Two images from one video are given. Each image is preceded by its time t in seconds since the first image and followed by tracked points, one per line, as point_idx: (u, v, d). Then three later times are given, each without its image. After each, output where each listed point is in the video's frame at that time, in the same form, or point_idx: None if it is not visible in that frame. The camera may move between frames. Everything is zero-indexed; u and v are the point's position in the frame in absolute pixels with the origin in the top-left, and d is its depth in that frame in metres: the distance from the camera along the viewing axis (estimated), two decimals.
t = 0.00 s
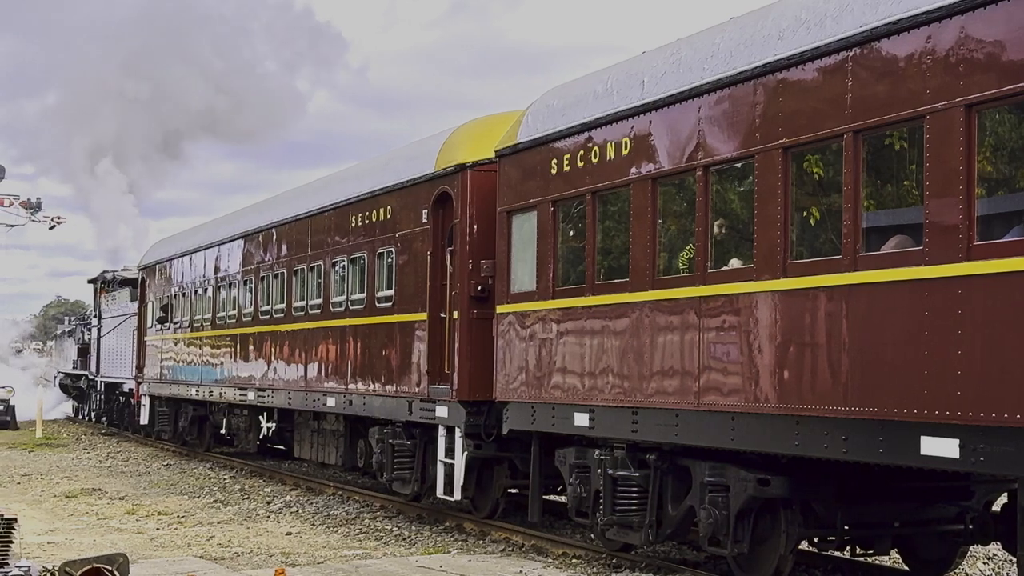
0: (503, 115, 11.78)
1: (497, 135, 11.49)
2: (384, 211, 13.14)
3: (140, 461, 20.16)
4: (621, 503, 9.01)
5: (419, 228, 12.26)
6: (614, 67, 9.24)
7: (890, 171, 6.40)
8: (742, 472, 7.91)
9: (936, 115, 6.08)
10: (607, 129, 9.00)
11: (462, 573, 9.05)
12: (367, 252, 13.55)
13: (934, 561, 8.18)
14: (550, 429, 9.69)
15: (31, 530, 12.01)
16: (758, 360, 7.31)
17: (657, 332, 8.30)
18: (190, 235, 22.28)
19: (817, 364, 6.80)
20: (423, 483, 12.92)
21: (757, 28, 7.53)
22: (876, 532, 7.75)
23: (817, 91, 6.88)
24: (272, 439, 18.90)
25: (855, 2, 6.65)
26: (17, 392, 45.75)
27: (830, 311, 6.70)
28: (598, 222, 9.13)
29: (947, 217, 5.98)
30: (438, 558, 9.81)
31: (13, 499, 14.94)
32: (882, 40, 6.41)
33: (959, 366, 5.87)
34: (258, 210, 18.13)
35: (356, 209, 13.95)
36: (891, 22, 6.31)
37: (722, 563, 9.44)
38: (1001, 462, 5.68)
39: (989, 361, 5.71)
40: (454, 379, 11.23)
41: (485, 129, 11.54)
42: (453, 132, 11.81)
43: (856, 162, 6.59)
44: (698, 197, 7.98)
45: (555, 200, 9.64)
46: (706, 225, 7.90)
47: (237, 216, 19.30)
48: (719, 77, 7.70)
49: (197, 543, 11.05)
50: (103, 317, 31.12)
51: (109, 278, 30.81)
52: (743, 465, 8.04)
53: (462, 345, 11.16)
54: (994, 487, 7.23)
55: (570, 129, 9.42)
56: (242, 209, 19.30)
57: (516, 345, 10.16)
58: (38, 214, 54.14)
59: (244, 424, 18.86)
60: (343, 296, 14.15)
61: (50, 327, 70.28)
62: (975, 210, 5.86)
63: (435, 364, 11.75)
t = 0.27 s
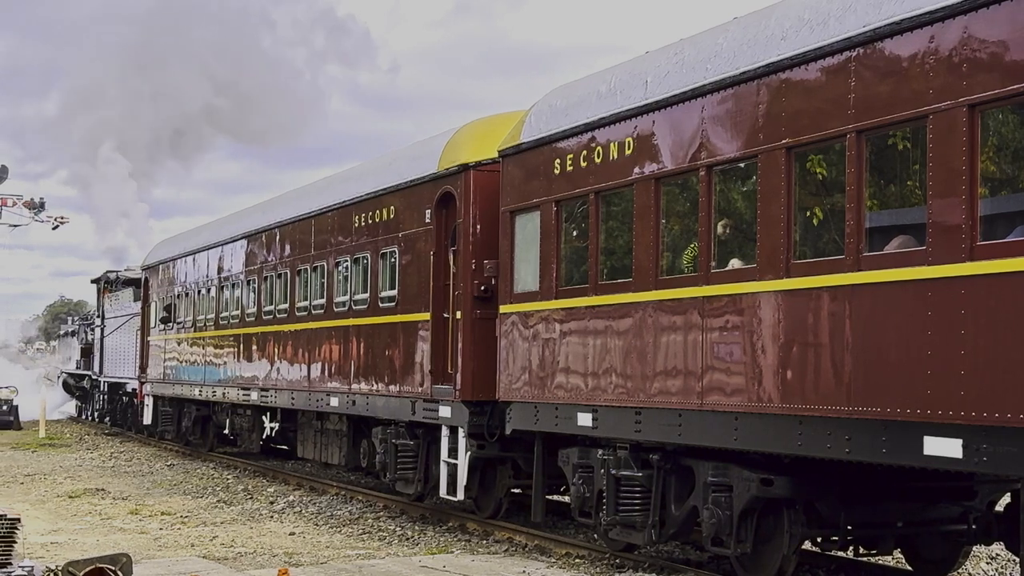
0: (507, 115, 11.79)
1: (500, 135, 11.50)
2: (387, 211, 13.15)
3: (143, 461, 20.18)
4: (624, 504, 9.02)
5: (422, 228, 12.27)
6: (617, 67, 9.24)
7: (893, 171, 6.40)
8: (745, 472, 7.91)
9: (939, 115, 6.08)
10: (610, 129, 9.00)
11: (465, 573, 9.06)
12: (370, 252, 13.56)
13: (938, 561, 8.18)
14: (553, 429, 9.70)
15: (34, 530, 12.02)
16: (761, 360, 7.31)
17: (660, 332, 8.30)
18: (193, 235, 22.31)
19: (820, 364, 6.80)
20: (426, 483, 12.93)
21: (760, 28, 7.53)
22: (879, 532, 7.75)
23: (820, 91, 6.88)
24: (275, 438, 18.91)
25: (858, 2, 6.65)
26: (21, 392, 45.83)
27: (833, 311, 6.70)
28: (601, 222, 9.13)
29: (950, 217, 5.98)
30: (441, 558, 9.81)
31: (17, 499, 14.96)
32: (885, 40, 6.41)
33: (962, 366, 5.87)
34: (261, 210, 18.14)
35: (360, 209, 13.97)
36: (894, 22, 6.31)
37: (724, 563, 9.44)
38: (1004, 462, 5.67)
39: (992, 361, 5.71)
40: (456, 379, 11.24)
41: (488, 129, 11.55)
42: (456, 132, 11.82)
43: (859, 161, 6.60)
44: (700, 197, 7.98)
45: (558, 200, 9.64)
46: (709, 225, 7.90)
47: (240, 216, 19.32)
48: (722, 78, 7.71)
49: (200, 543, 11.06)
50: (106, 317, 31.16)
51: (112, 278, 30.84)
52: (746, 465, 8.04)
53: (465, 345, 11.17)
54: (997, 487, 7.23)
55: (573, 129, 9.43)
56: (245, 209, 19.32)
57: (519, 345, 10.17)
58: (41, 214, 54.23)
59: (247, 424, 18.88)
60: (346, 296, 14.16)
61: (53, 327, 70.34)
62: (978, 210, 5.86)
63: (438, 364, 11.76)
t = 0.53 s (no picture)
0: (510, 115, 11.79)
1: (503, 134, 11.50)
2: (390, 211, 13.16)
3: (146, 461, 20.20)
4: (627, 504, 9.02)
5: (425, 228, 12.27)
6: (620, 67, 9.24)
7: (896, 171, 6.40)
8: (748, 472, 7.91)
9: (942, 115, 6.08)
10: (614, 129, 9.00)
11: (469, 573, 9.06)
12: (373, 252, 13.57)
13: (941, 561, 8.17)
14: (556, 429, 9.70)
15: (37, 530, 12.04)
16: (764, 360, 7.31)
17: (664, 332, 8.30)
18: (197, 235, 22.32)
19: (824, 364, 6.79)
20: (430, 482, 12.94)
21: (763, 28, 7.53)
22: (882, 532, 7.74)
23: (824, 91, 6.88)
24: (279, 438, 18.91)
25: (861, 1, 6.64)
26: (24, 393, 45.89)
27: (836, 311, 6.70)
28: (605, 222, 9.13)
29: (953, 217, 5.98)
30: (444, 558, 9.82)
31: (20, 499, 14.98)
32: (889, 40, 6.41)
33: (965, 365, 5.87)
34: (265, 210, 18.15)
35: (363, 209, 13.97)
36: (897, 22, 6.31)
37: (728, 563, 9.44)
38: (1007, 462, 5.67)
39: (995, 361, 5.71)
40: (460, 379, 11.25)
41: (491, 129, 11.55)
42: (460, 131, 11.82)
43: (862, 161, 6.59)
44: (704, 197, 7.98)
45: (562, 200, 9.65)
46: (712, 225, 7.90)
47: (243, 216, 19.33)
48: (725, 77, 7.71)
49: (204, 543, 11.07)
50: (110, 317, 31.20)
51: (115, 279, 30.88)
52: (750, 464, 8.04)
53: (469, 345, 11.18)
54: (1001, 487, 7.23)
55: (576, 129, 9.43)
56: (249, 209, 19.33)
57: (523, 345, 10.17)
58: (44, 214, 54.27)
59: (250, 424, 18.89)
60: (349, 296, 14.17)
61: (57, 327, 70.42)
62: (981, 210, 5.86)
63: (441, 364, 11.77)
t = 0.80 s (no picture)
0: (513, 115, 11.80)
1: (506, 134, 11.51)
2: (393, 211, 13.17)
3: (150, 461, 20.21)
4: (630, 504, 9.02)
5: (428, 228, 12.28)
6: (623, 67, 9.24)
7: (899, 171, 6.40)
8: (751, 472, 7.90)
9: (944, 115, 6.09)
10: (617, 129, 9.01)
11: (472, 573, 9.07)
12: (376, 253, 13.58)
13: (944, 561, 8.17)
14: (559, 429, 9.70)
15: (41, 530, 12.06)
16: (767, 360, 7.31)
17: (667, 332, 8.30)
18: (200, 235, 22.34)
19: (827, 364, 6.79)
20: (433, 483, 12.95)
21: (766, 28, 7.53)
22: (885, 532, 7.74)
23: (827, 91, 6.88)
24: (281, 438, 18.92)
25: (864, 2, 6.64)
26: (27, 393, 45.95)
27: (839, 311, 6.70)
28: (608, 222, 9.14)
29: (956, 217, 5.98)
30: (447, 558, 9.82)
31: (24, 499, 15.00)
32: (892, 40, 6.41)
33: (968, 366, 5.87)
34: (268, 210, 18.17)
35: (366, 209, 13.98)
36: (900, 22, 6.31)
37: (731, 563, 9.43)
38: (1010, 462, 5.67)
39: (998, 361, 5.71)
40: (463, 379, 11.25)
41: (494, 129, 11.56)
42: (463, 131, 11.83)
43: (865, 162, 6.60)
44: (707, 197, 7.98)
45: (565, 200, 9.65)
46: (716, 225, 7.90)
47: (246, 216, 19.34)
48: (728, 78, 7.71)
49: (207, 543, 11.08)
50: (113, 318, 31.23)
51: (118, 278, 30.89)
52: (753, 464, 8.04)
53: (472, 345, 11.18)
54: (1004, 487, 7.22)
55: (579, 129, 9.43)
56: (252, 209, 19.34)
57: (526, 345, 10.17)
58: (47, 214, 54.32)
59: (254, 424, 18.90)
60: (352, 296, 14.18)
61: (60, 326, 70.48)
62: (984, 210, 5.86)
63: (444, 364, 11.78)
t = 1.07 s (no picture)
0: (516, 115, 11.80)
1: (509, 134, 11.51)
2: (396, 211, 13.17)
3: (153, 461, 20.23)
4: (633, 504, 9.02)
5: (431, 228, 12.28)
6: (626, 67, 9.24)
7: (902, 171, 6.40)
8: (754, 472, 7.90)
9: (947, 115, 6.09)
10: (620, 129, 9.01)
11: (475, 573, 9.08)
12: (379, 253, 13.59)
13: (947, 561, 8.17)
14: (562, 428, 9.71)
15: (44, 530, 12.07)
16: (770, 360, 7.31)
17: (670, 333, 8.30)
18: (203, 235, 22.36)
19: (830, 364, 6.79)
20: (436, 483, 12.96)
21: (769, 28, 7.53)
22: (888, 532, 7.74)
23: (830, 91, 6.88)
24: (284, 438, 18.93)
25: (867, 2, 6.65)
26: (30, 393, 46.01)
27: (842, 311, 6.70)
28: (611, 222, 9.14)
29: (959, 217, 5.98)
30: (451, 558, 9.83)
31: (27, 499, 15.02)
32: (895, 40, 6.41)
33: (971, 366, 5.87)
34: (271, 210, 18.18)
35: (369, 209, 13.99)
36: (903, 22, 6.30)
37: (734, 563, 9.44)
38: (1012, 462, 5.67)
39: (1000, 361, 5.71)
40: (466, 379, 11.26)
41: (497, 129, 11.57)
42: (466, 132, 11.83)
43: (868, 161, 6.60)
44: (710, 197, 7.98)
45: (568, 200, 9.65)
46: (719, 225, 7.90)
47: (249, 216, 19.36)
48: (731, 78, 7.71)
49: (210, 544, 11.10)
50: (116, 317, 31.26)
51: (121, 278, 30.92)
52: (756, 464, 8.04)
53: (475, 345, 11.19)
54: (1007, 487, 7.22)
55: (582, 129, 9.44)
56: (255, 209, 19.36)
57: (529, 345, 10.18)
58: (50, 214, 54.37)
59: (257, 424, 18.92)
60: (355, 296, 14.19)
61: (64, 326, 70.54)
62: (986, 210, 5.86)
63: (447, 364, 11.78)
